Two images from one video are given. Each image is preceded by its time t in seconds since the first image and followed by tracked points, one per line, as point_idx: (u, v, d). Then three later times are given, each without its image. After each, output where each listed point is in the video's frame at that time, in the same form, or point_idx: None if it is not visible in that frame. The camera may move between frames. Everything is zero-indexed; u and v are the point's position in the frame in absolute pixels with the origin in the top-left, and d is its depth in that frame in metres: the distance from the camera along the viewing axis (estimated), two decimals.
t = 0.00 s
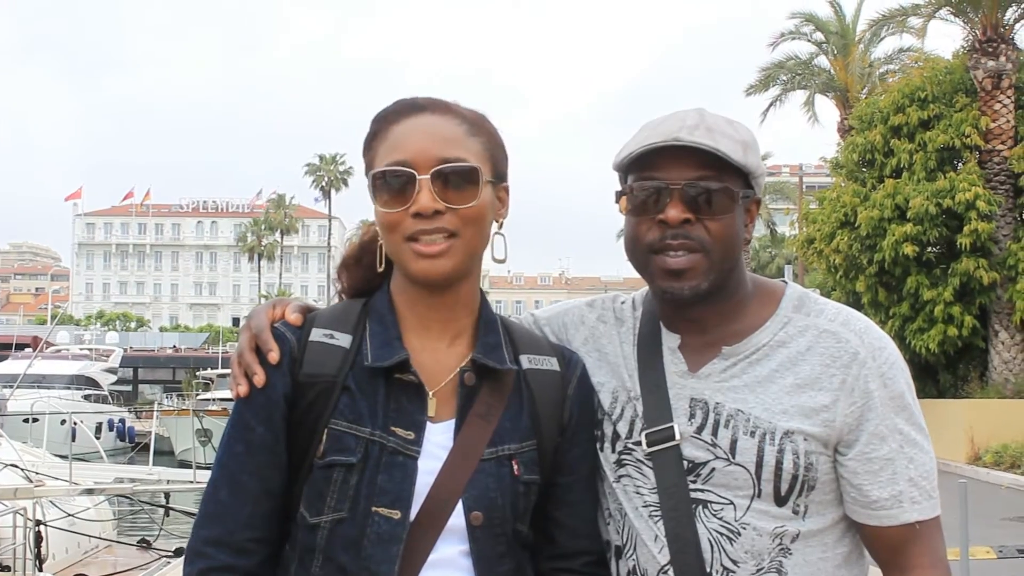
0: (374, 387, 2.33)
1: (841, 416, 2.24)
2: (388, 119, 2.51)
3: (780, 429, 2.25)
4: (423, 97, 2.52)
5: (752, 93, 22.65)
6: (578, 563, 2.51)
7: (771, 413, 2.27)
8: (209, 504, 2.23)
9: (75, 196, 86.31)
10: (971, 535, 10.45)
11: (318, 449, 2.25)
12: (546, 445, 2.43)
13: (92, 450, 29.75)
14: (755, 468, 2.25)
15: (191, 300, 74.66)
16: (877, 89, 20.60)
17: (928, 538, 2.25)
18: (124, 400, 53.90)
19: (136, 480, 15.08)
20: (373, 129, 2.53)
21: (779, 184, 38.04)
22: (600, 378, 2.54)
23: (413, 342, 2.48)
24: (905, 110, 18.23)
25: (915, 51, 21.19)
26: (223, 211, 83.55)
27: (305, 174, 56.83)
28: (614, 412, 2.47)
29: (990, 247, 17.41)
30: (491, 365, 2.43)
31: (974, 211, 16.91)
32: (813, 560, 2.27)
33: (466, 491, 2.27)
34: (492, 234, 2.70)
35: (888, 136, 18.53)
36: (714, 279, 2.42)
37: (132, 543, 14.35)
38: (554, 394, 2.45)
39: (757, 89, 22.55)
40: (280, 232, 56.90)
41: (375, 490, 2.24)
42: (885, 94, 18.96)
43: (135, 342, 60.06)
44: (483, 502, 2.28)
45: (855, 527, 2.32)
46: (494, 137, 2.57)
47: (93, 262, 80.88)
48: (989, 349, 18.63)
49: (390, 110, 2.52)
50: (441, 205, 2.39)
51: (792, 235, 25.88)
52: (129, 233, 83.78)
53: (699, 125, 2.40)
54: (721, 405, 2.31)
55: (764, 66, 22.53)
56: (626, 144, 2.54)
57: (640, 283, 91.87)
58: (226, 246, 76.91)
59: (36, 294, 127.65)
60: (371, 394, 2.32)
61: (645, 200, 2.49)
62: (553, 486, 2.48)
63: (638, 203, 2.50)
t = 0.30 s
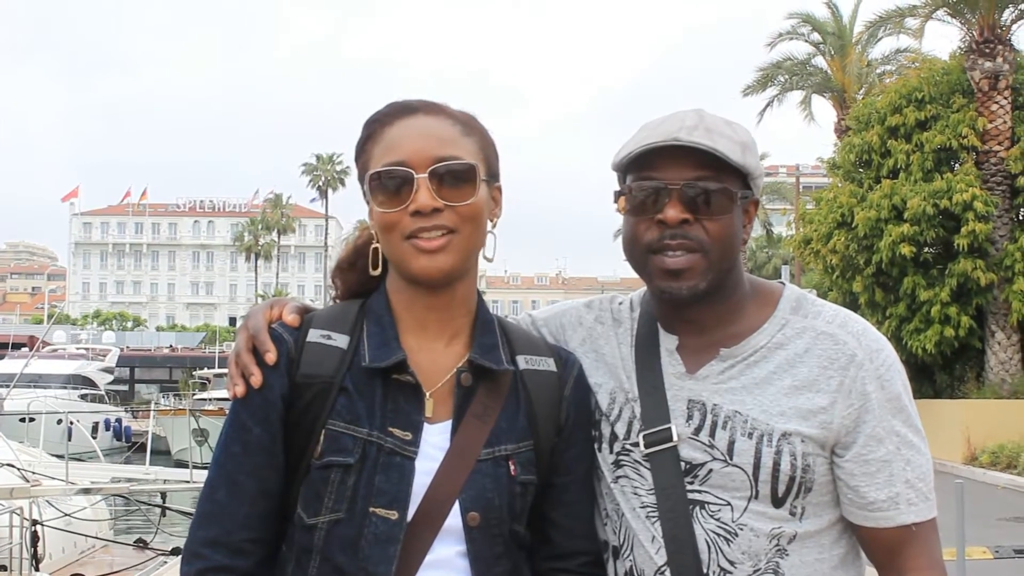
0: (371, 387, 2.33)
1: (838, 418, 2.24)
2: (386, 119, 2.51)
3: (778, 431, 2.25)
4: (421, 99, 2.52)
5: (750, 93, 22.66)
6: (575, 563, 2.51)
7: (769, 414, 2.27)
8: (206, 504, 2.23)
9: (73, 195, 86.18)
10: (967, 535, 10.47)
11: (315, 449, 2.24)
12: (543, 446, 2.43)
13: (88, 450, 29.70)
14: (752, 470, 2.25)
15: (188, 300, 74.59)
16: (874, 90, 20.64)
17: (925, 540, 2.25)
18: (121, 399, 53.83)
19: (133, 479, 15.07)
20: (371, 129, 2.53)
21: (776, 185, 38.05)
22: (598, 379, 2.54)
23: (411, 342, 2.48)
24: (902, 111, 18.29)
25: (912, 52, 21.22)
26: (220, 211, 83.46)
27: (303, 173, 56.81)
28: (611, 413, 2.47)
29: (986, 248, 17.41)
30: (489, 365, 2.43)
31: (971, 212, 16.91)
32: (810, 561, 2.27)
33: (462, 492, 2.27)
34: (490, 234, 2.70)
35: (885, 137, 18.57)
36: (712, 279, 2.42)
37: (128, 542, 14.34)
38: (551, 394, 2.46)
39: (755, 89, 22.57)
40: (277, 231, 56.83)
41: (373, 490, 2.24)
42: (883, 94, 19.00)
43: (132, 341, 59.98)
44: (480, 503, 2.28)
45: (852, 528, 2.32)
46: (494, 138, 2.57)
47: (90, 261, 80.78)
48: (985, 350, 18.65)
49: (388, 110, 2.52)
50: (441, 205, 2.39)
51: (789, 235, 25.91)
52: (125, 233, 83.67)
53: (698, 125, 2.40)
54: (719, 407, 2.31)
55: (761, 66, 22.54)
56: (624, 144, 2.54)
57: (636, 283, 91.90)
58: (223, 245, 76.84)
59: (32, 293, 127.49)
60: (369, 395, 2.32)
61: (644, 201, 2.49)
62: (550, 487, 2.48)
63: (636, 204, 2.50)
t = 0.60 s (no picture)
0: (367, 381, 2.33)
1: (833, 413, 2.25)
2: (382, 111, 2.51)
3: (772, 426, 2.26)
4: (417, 95, 2.53)
5: (749, 88, 22.64)
6: (571, 557, 2.53)
7: (764, 409, 2.28)
8: (203, 498, 2.23)
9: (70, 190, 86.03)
10: (964, 530, 10.49)
11: (311, 443, 2.25)
12: (538, 440, 2.43)
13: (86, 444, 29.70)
14: (748, 464, 2.26)
15: (185, 294, 74.56)
16: (872, 86, 20.63)
17: (919, 535, 2.26)
18: (118, 393, 53.80)
19: (131, 474, 15.09)
20: (366, 123, 2.53)
21: (774, 180, 38.00)
22: (593, 374, 2.54)
23: (407, 338, 2.48)
24: (900, 107, 18.30)
25: (910, 47, 21.21)
26: (218, 205, 83.33)
27: (300, 168, 56.72)
28: (608, 408, 2.47)
29: (984, 243, 17.42)
30: (484, 360, 2.43)
31: (969, 207, 16.91)
32: (804, 555, 2.28)
33: (458, 486, 2.27)
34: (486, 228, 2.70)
35: (883, 132, 18.58)
36: (709, 274, 2.42)
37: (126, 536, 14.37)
38: (546, 389, 2.46)
39: (753, 84, 22.55)
40: (274, 226, 56.74)
41: (369, 484, 2.24)
42: (880, 89, 19.00)
43: (130, 336, 59.96)
44: (475, 496, 2.28)
45: (847, 522, 2.33)
46: (488, 134, 2.58)
47: (88, 256, 80.70)
48: (982, 345, 18.68)
49: (384, 104, 2.52)
50: (438, 199, 2.40)
51: (787, 230, 25.96)
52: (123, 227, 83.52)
53: (693, 120, 2.40)
54: (714, 403, 2.32)
55: (760, 61, 22.49)
56: (618, 140, 2.55)
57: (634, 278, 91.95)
58: (221, 240, 76.75)
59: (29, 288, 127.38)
60: (364, 389, 2.32)
61: (639, 196, 2.49)
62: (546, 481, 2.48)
63: (631, 199, 2.50)
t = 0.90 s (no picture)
0: (364, 380, 2.33)
1: (832, 414, 2.24)
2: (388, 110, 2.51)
3: (771, 426, 2.26)
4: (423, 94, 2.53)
5: (749, 89, 22.65)
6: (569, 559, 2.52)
7: (762, 410, 2.27)
8: (200, 498, 2.23)
9: (70, 189, 86.02)
10: (964, 532, 10.48)
11: (308, 442, 2.24)
12: (535, 440, 2.43)
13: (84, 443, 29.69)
14: (746, 464, 2.25)
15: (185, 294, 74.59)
16: (872, 86, 20.62)
17: (919, 536, 2.25)
18: (118, 392, 53.81)
19: (131, 473, 15.10)
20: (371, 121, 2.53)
21: (774, 180, 37.95)
22: (591, 374, 2.54)
23: (405, 338, 2.47)
24: (900, 107, 18.30)
25: (910, 48, 21.20)
26: (218, 205, 83.32)
27: (300, 167, 56.73)
28: (605, 409, 2.47)
29: (984, 244, 17.41)
30: (481, 359, 2.43)
31: (969, 208, 16.91)
32: (803, 556, 2.27)
33: (455, 485, 2.27)
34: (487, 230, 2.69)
35: (883, 133, 18.58)
36: (714, 273, 2.42)
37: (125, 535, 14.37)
38: (544, 388, 2.46)
39: (753, 84, 22.55)
40: (274, 225, 56.71)
41: (365, 483, 2.24)
42: (881, 90, 19.00)
43: (129, 335, 59.98)
44: (472, 495, 2.28)
45: (846, 524, 2.33)
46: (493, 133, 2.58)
47: (87, 255, 80.73)
48: (982, 346, 18.67)
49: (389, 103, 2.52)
50: (442, 202, 2.39)
51: (786, 230, 25.95)
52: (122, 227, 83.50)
53: (698, 118, 2.39)
54: (713, 402, 2.31)
55: (759, 62, 22.49)
56: (620, 140, 2.54)
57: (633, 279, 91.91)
58: (220, 239, 76.74)
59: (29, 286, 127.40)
60: (361, 388, 2.32)
61: (640, 195, 2.48)
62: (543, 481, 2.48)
63: (632, 199, 2.49)
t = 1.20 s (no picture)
0: (366, 377, 2.34)
1: (827, 409, 2.25)
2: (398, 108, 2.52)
3: (767, 421, 2.27)
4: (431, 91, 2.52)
5: (750, 86, 22.66)
6: (568, 555, 2.54)
7: (759, 404, 2.28)
8: (202, 492, 2.24)
9: (71, 187, 86.04)
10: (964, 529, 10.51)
11: (310, 437, 2.25)
12: (535, 437, 2.44)
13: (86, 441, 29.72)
14: (742, 459, 2.27)
15: (186, 292, 74.66)
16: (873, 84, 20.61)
17: (916, 529, 2.26)
18: (119, 391, 53.89)
19: (132, 471, 15.14)
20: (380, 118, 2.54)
21: (775, 178, 37.90)
22: (591, 370, 2.55)
23: (406, 336, 2.48)
24: (901, 105, 18.29)
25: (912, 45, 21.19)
26: (219, 203, 83.37)
27: (301, 165, 56.76)
28: (603, 406, 2.48)
29: (985, 241, 17.42)
30: (482, 357, 2.44)
31: (970, 205, 16.90)
32: (802, 550, 2.28)
33: (455, 481, 2.28)
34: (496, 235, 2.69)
35: (884, 130, 18.57)
36: (713, 269, 2.43)
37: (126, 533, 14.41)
38: (543, 385, 2.48)
39: (754, 82, 22.55)
40: (275, 223, 56.71)
41: (366, 479, 2.25)
42: (882, 88, 18.99)
43: (131, 334, 60.06)
44: (472, 492, 2.29)
45: (844, 518, 2.34)
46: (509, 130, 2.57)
47: (89, 253, 80.83)
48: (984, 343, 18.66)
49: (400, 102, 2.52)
50: (451, 208, 2.40)
51: (787, 228, 25.94)
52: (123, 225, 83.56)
53: (696, 115, 2.41)
54: (709, 398, 2.32)
55: (760, 60, 22.53)
56: (617, 137, 2.54)
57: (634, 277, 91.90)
58: (222, 237, 76.77)
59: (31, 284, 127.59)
60: (362, 384, 2.33)
61: (637, 193, 2.49)
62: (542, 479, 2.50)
63: (629, 196, 2.50)
